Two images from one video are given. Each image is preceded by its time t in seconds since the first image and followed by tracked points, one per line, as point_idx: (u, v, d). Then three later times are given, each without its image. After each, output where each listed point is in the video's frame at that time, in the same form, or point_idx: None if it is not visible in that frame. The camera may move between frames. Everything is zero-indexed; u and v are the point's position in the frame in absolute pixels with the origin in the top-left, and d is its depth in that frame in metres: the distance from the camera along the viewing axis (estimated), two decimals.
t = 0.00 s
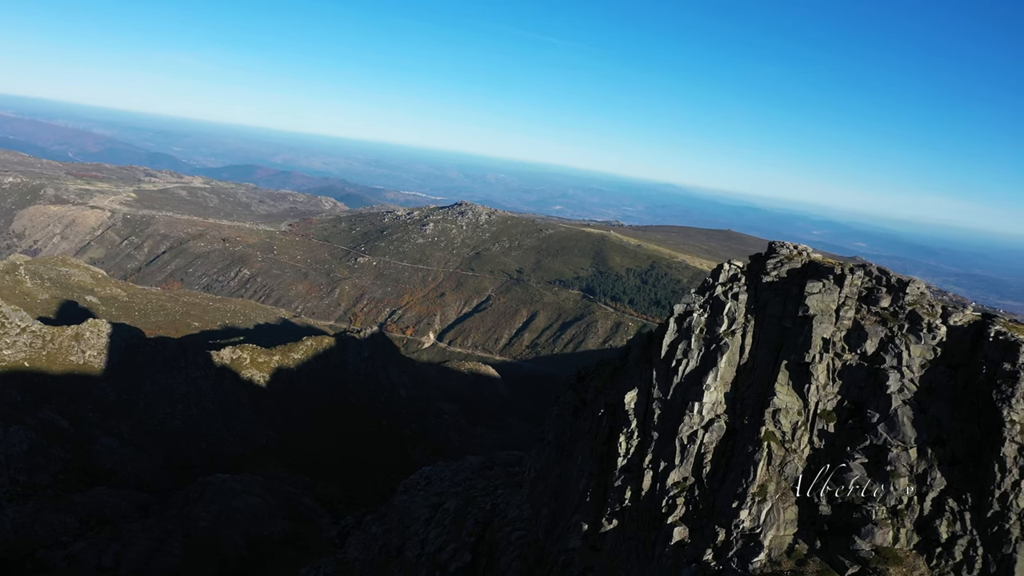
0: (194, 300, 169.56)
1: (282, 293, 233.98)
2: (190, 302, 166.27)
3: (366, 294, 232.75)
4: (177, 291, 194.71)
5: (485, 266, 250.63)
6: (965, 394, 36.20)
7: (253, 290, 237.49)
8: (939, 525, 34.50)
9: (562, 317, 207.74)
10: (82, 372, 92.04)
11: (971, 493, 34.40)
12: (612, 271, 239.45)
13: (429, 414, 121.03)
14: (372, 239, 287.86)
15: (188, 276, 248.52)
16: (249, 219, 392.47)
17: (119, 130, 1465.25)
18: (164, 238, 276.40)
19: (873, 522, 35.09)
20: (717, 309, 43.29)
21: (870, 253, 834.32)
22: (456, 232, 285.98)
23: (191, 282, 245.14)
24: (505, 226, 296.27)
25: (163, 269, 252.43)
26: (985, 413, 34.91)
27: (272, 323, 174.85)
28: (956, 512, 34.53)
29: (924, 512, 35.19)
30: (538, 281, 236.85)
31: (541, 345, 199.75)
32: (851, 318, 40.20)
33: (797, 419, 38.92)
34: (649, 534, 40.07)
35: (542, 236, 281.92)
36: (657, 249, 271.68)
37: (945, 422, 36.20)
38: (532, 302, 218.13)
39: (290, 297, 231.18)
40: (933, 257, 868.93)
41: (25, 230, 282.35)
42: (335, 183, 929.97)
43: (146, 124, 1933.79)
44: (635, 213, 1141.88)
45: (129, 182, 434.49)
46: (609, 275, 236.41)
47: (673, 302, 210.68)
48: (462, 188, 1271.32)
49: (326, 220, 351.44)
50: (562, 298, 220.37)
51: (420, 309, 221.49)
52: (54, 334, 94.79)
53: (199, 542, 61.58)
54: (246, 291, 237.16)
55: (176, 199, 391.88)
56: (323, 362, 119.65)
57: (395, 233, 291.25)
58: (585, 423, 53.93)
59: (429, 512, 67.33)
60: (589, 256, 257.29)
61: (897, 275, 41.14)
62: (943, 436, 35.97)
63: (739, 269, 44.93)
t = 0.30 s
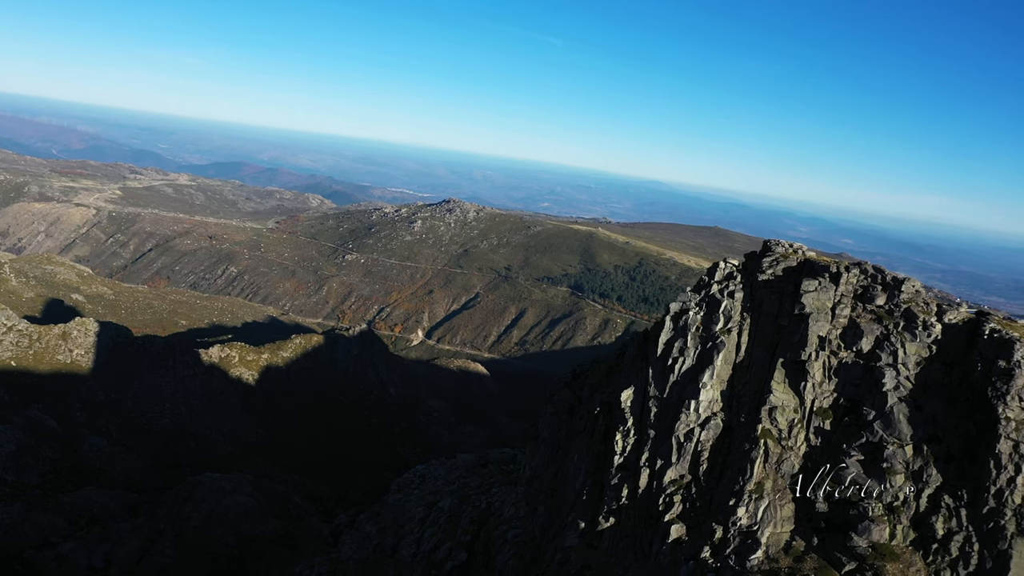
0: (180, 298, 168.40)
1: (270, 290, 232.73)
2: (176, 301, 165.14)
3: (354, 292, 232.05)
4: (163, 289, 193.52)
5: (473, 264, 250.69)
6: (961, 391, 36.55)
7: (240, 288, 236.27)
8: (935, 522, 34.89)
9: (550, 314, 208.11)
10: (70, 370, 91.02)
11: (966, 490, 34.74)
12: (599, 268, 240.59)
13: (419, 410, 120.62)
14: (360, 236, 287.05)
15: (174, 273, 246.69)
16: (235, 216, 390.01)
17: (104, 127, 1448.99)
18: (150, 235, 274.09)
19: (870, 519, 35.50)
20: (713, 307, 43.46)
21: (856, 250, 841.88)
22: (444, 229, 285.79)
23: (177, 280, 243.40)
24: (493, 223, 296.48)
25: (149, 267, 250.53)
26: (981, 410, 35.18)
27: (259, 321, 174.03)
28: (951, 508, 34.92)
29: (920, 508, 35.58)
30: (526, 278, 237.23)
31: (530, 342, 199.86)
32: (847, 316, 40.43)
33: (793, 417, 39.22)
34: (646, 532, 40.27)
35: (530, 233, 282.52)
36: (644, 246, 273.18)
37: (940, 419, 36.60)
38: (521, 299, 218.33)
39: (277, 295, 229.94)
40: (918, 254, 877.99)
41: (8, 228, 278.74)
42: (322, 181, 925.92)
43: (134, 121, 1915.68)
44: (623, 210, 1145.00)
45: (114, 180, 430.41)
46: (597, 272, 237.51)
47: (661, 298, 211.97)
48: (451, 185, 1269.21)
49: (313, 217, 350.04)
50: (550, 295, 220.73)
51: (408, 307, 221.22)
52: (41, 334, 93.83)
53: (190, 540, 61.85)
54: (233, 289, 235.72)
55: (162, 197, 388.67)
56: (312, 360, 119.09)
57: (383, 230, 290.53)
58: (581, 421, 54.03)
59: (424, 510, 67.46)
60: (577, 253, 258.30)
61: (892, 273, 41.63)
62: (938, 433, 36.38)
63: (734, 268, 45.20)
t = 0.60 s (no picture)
0: (168, 296, 167.40)
1: (258, 288, 231.60)
2: (164, 299, 164.19)
3: (343, 289, 231.43)
4: (150, 287, 191.98)
5: (462, 261, 250.75)
6: (957, 389, 36.89)
7: (228, 285, 235.01)
8: (933, 518, 35.08)
9: (540, 311, 208.65)
10: (59, 369, 91.22)
11: (964, 486, 34.97)
12: (589, 266, 241.67)
13: (410, 408, 120.30)
14: (349, 234, 286.23)
15: (162, 271, 244.98)
16: (223, 214, 387.91)
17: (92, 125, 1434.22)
18: (137, 233, 272.03)
19: (868, 516, 35.72)
20: (710, 306, 43.83)
21: (844, 246, 847.94)
22: (434, 227, 285.68)
23: (165, 277, 241.70)
24: (482, 221, 296.72)
25: (136, 265, 248.65)
26: (977, 407, 35.46)
27: (248, 319, 173.36)
28: (949, 505, 35.13)
29: (918, 505, 35.77)
30: (516, 276, 237.75)
31: (519, 340, 200.24)
32: (844, 314, 40.74)
33: (791, 415, 39.41)
34: (644, 530, 40.33)
35: (519, 230, 283.15)
36: (633, 243, 274.69)
37: (937, 416, 36.86)
38: (510, 297, 218.71)
39: (266, 293, 228.86)
40: (905, 250, 885.89)
41: None
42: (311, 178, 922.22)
43: (122, 117, 1898.48)
44: (614, 207, 1147.63)
45: (100, 177, 426.26)
46: (586, 269, 238.58)
47: (650, 295, 213.21)
48: (441, 182, 1266.44)
49: (301, 215, 348.39)
50: (540, 292, 221.27)
51: (397, 305, 220.89)
52: (29, 332, 94.12)
53: (182, 539, 61.13)
54: (222, 287, 234.41)
55: (148, 194, 385.62)
56: (302, 358, 118.86)
57: (372, 228, 289.86)
58: (577, 419, 54.15)
59: (421, 509, 67.42)
60: (567, 251, 259.24)
61: (889, 272, 42.18)
62: (936, 430, 36.61)
63: (731, 267, 45.72)
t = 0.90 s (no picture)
0: (158, 294, 166.77)
1: (249, 286, 230.86)
2: (154, 297, 163.59)
3: (334, 287, 230.97)
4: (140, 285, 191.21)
5: (454, 259, 250.76)
6: (957, 386, 37.07)
7: (219, 283, 234.20)
8: (933, 515, 35.24)
9: (532, 308, 208.92)
10: (50, 368, 91.29)
11: (963, 484, 35.19)
12: (580, 263, 242.19)
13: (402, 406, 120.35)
14: (340, 231, 285.57)
15: (152, 270, 243.90)
16: (213, 211, 386.27)
17: (83, 122, 1422.82)
18: (126, 231, 270.66)
19: (868, 514, 35.87)
20: (710, 304, 43.97)
21: (834, 243, 852.17)
22: (425, 224, 285.52)
23: (155, 276, 240.75)
24: (474, 218, 296.81)
25: (126, 262, 247.44)
26: (977, 405, 35.67)
27: (239, 317, 172.88)
28: (949, 502, 35.30)
29: (918, 503, 35.91)
30: (508, 273, 238.06)
31: (511, 337, 200.39)
32: (843, 312, 40.90)
33: (791, 412, 39.55)
34: (644, 528, 40.45)
35: (511, 228, 283.51)
36: (625, 241, 275.62)
37: (937, 413, 37.05)
38: (502, 294, 218.93)
39: (257, 291, 228.15)
40: (896, 247, 889.88)
41: None
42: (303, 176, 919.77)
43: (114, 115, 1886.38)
44: (607, 205, 1149.27)
45: (89, 174, 423.65)
46: (578, 267, 239.10)
47: (641, 293, 213.92)
48: (433, 180, 1264.95)
49: (292, 212, 347.36)
50: (532, 290, 221.54)
51: (389, 302, 220.55)
52: (21, 331, 94.48)
53: (176, 539, 61.08)
54: (212, 285, 233.54)
55: (137, 192, 383.34)
56: (294, 356, 118.39)
57: (363, 225, 289.20)
58: (576, 417, 54.23)
59: (418, 508, 67.34)
60: (558, 248, 259.74)
61: (888, 270, 42.35)
62: (935, 427, 36.79)
63: (731, 266, 45.93)
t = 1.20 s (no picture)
0: (150, 293, 166.41)
1: (242, 284, 230.50)
2: (146, 295, 163.24)
3: (327, 285, 230.85)
4: (132, 284, 190.61)
5: (447, 256, 250.82)
6: (957, 385, 37.25)
7: (211, 281, 233.79)
8: (934, 513, 35.45)
9: (525, 306, 209.19)
10: (43, 368, 91.85)
11: (964, 481, 35.42)
12: (573, 261, 242.68)
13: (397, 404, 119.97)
14: (333, 229, 285.29)
15: (144, 268, 243.27)
16: (205, 209, 385.18)
17: (75, 120, 1415.43)
18: (118, 229, 269.74)
19: (870, 511, 36.04)
20: (710, 302, 44.05)
21: (827, 240, 855.36)
22: (418, 222, 285.49)
23: (147, 274, 240.21)
24: (467, 216, 296.90)
25: (117, 261, 246.78)
26: (978, 403, 35.91)
27: (232, 314, 172.74)
28: (950, 499, 35.51)
29: (920, 500, 36.08)
30: (500, 271, 238.34)
31: (505, 335, 200.67)
32: (844, 310, 40.96)
33: (792, 411, 39.66)
34: (646, 527, 40.62)
35: (503, 225, 283.86)
36: (618, 238, 276.47)
37: (937, 411, 37.23)
38: (495, 292, 219.17)
39: (249, 289, 227.91)
40: (888, 244, 894.41)
41: None
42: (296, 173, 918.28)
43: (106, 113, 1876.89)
44: (600, 202, 1151.17)
45: (79, 172, 421.33)
46: (571, 264, 239.57)
47: (634, 290, 214.62)
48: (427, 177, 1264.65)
49: (284, 210, 346.77)
50: (525, 287, 221.83)
51: (382, 300, 220.40)
52: (13, 330, 94.44)
53: (172, 538, 61.02)
54: (204, 283, 233.10)
55: (128, 190, 381.58)
56: (288, 354, 117.81)
57: (356, 222, 288.90)
58: (577, 415, 54.28)
59: (418, 506, 67.45)
60: (551, 246, 260.16)
61: (888, 268, 42.38)
62: (936, 425, 36.97)
63: (731, 264, 45.93)
